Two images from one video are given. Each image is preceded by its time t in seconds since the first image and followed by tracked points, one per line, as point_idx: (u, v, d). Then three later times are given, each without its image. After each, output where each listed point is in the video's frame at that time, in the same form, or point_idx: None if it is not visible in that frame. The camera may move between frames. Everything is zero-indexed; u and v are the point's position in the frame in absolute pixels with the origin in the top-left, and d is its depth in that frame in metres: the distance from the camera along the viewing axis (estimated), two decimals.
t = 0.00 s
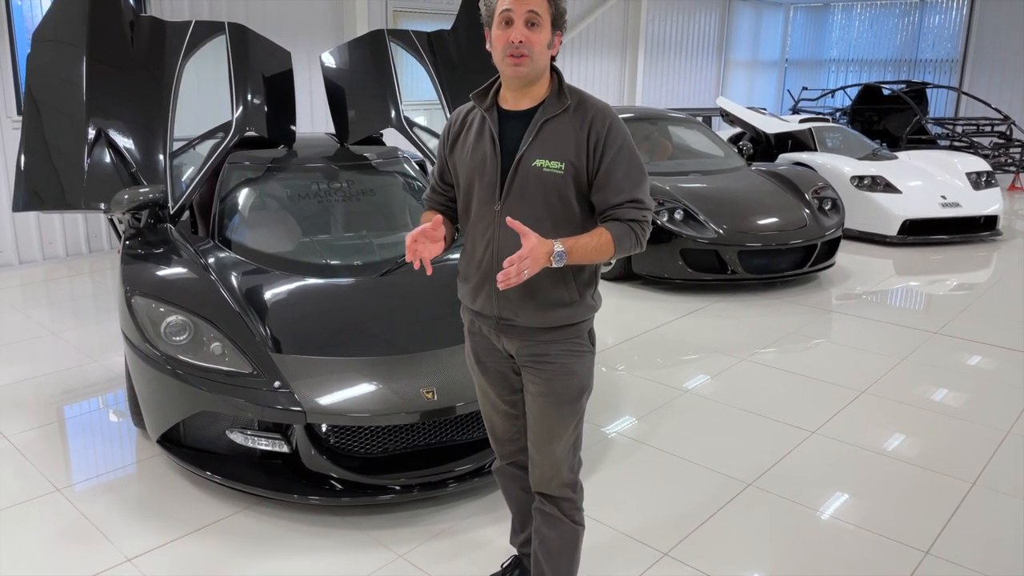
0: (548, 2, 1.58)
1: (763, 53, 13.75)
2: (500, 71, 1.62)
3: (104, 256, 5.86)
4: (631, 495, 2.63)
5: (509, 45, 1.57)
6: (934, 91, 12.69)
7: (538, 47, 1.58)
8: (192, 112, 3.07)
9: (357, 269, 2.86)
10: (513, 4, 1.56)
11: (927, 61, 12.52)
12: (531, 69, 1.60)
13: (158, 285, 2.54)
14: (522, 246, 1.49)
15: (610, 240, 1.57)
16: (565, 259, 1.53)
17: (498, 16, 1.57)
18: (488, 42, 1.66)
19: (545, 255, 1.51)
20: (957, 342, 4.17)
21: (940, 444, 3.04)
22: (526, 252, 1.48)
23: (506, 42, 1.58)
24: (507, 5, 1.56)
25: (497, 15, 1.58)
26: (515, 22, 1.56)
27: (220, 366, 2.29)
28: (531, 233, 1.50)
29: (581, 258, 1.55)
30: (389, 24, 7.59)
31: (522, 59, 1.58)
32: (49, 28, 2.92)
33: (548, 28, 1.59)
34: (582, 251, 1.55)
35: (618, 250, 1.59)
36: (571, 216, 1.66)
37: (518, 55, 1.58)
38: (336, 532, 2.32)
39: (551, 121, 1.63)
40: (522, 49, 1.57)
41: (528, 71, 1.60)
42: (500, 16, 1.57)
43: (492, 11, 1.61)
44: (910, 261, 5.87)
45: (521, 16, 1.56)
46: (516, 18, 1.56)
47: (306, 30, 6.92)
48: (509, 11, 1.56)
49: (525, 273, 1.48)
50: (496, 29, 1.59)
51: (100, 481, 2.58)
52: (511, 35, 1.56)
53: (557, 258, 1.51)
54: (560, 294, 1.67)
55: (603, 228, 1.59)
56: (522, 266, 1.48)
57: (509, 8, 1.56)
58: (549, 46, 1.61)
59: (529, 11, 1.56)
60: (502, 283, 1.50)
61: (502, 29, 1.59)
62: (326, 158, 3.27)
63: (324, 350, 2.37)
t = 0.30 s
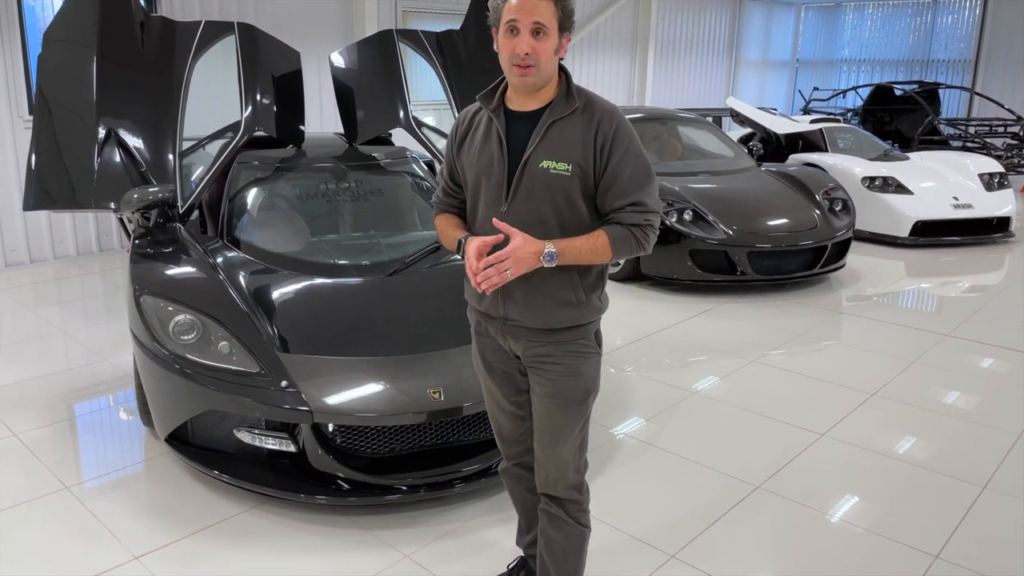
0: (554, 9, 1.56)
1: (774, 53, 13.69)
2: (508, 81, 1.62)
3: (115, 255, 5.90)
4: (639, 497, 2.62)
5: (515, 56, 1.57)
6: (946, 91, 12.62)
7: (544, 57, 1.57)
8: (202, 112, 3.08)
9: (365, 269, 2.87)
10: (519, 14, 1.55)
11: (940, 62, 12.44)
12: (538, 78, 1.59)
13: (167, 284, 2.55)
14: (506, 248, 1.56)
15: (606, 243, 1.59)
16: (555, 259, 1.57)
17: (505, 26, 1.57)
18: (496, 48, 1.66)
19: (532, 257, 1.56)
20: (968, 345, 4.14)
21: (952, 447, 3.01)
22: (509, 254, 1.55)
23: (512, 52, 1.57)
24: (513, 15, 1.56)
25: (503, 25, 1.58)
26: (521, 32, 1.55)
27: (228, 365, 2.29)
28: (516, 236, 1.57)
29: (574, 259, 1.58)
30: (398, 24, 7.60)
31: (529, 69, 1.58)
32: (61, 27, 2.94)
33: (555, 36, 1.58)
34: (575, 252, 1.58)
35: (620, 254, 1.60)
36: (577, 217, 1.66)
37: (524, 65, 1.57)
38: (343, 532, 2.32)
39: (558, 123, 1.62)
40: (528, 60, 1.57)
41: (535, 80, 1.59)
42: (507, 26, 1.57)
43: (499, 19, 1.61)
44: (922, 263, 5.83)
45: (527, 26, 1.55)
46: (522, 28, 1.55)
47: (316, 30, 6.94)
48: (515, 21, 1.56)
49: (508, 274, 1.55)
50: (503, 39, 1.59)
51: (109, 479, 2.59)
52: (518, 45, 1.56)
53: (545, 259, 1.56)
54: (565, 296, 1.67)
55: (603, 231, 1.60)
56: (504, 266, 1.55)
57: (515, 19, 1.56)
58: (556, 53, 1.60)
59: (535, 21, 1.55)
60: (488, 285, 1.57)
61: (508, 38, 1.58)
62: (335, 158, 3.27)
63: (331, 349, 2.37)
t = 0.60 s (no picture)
0: (563, 12, 1.55)
1: (784, 53, 13.64)
2: (518, 85, 1.62)
3: (124, 254, 5.92)
4: (646, 498, 2.61)
5: (526, 62, 1.57)
6: (957, 92, 12.54)
7: (555, 62, 1.57)
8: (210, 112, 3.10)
9: (372, 269, 2.87)
10: (528, 21, 1.54)
11: (951, 62, 12.37)
12: (549, 83, 1.59)
13: (175, 284, 2.56)
14: (513, 253, 1.57)
15: (613, 244, 1.58)
16: (562, 259, 1.58)
17: (514, 32, 1.56)
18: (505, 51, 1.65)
19: (539, 259, 1.57)
20: (979, 347, 4.11)
21: (963, 450, 2.99)
22: (517, 258, 1.56)
23: (523, 58, 1.57)
24: (522, 21, 1.55)
25: (512, 30, 1.57)
26: (531, 38, 1.55)
27: (235, 365, 2.30)
28: (522, 239, 1.58)
29: (581, 259, 1.58)
30: (407, 24, 7.61)
31: (539, 75, 1.58)
32: (70, 28, 2.94)
33: (565, 39, 1.57)
34: (582, 252, 1.58)
35: (628, 255, 1.59)
36: (586, 218, 1.65)
37: (535, 71, 1.57)
38: (350, 532, 2.32)
39: (567, 123, 1.62)
40: (538, 66, 1.56)
41: (546, 85, 1.59)
42: (516, 32, 1.56)
43: (507, 24, 1.60)
44: (932, 264, 5.79)
45: (537, 32, 1.54)
46: (532, 35, 1.54)
47: (325, 30, 6.95)
48: (524, 27, 1.55)
49: (518, 278, 1.57)
50: (512, 45, 1.58)
51: (117, 478, 2.60)
52: (529, 51, 1.56)
53: (552, 260, 1.57)
54: (574, 297, 1.66)
55: (610, 232, 1.59)
56: (513, 271, 1.57)
57: (524, 25, 1.55)
58: (566, 55, 1.59)
59: (545, 27, 1.54)
60: (499, 290, 1.59)
61: (518, 44, 1.58)
62: (343, 158, 3.27)
63: (338, 349, 2.37)
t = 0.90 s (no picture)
0: (565, 14, 1.54)
1: (795, 53, 13.57)
2: (524, 90, 1.61)
3: (134, 253, 5.95)
4: (654, 500, 2.60)
5: (529, 65, 1.56)
6: (970, 92, 12.45)
7: (559, 64, 1.56)
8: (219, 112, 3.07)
9: (380, 269, 2.87)
10: (529, 24, 1.54)
11: (963, 62, 12.29)
12: (554, 85, 1.58)
13: (183, 283, 2.57)
14: (522, 256, 1.57)
15: (624, 246, 1.57)
16: (572, 262, 1.57)
17: (517, 37, 1.56)
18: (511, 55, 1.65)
19: (549, 261, 1.57)
20: (992, 349, 4.07)
21: (975, 453, 2.96)
22: (526, 261, 1.56)
23: (526, 62, 1.56)
24: (524, 25, 1.54)
25: (515, 35, 1.57)
26: (533, 42, 1.54)
27: (243, 365, 2.30)
28: (532, 243, 1.58)
29: (592, 261, 1.57)
30: (416, 24, 7.62)
31: (544, 78, 1.57)
32: (81, 27, 2.95)
33: (569, 41, 1.56)
34: (593, 254, 1.57)
35: (638, 256, 1.58)
36: (596, 220, 1.64)
37: (539, 74, 1.56)
38: (357, 531, 2.33)
39: (576, 124, 1.61)
40: (542, 69, 1.56)
41: (551, 87, 1.58)
42: (519, 37, 1.56)
43: (510, 28, 1.60)
44: (944, 265, 5.75)
45: (539, 35, 1.54)
46: (534, 39, 1.54)
47: (334, 30, 6.96)
48: (526, 31, 1.55)
49: (528, 282, 1.56)
50: (516, 49, 1.58)
51: (125, 476, 2.61)
52: (531, 55, 1.55)
53: (563, 262, 1.56)
54: (583, 298, 1.65)
55: (620, 234, 1.59)
56: (523, 274, 1.56)
57: (526, 29, 1.54)
58: (572, 57, 1.58)
59: (547, 29, 1.53)
60: (509, 293, 1.59)
61: (522, 49, 1.57)
62: (351, 158, 3.28)
63: (345, 349, 2.37)
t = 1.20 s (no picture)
0: (565, 15, 1.53)
1: (806, 53, 13.51)
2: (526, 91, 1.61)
3: (144, 253, 5.98)
4: (663, 502, 2.58)
5: (528, 69, 1.56)
6: (983, 92, 12.37)
7: (558, 66, 1.55)
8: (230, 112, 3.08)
9: (388, 269, 2.87)
10: (527, 27, 1.53)
11: (976, 62, 12.21)
12: (554, 88, 1.57)
13: (192, 283, 2.58)
14: (532, 261, 1.55)
15: (634, 249, 1.57)
16: (582, 265, 1.56)
17: (516, 39, 1.56)
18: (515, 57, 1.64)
19: (559, 265, 1.55)
20: (1004, 351, 4.04)
21: (987, 456, 2.94)
22: (536, 266, 1.54)
23: (526, 65, 1.56)
24: (522, 28, 1.54)
25: (515, 38, 1.56)
26: (531, 45, 1.54)
27: (251, 365, 2.30)
28: (541, 247, 1.56)
29: (602, 264, 1.56)
30: (425, 24, 7.63)
31: (543, 80, 1.56)
32: (91, 27, 2.96)
33: (569, 42, 1.54)
34: (603, 257, 1.56)
35: (649, 259, 1.57)
36: (605, 222, 1.64)
37: (538, 77, 1.55)
38: (365, 532, 2.32)
39: (585, 126, 1.60)
40: (541, 71, 1.55)
41: (552, 90, 1.57)
42: (518, 40, 1.56)
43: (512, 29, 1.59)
44: (956, 267, 5.70)
45: (537, 38, 1.53)
46: (532, 41, 1.53)
47: (344, 30, 6.98)
48: (524, 34, 1.54)
49: (538, 286, 1.54)
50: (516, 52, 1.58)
51: (134, 475, 2.62)
52: (529, 58, 1.55)
53: (573, 266, 1.55)
54: (593, 301, 1.65)
55: (629, 237, 1.58)
56: (533, 279, 1.54)
57: (524, 31, 1.54)
58: (572, 59, 1.57)
59: (545, 32, 1.52)
60: (519, 299, 1.57)
61: (522, 51, 1.57)
62: (360, 158, 3.28)
63: (353, 350, 2.37)
